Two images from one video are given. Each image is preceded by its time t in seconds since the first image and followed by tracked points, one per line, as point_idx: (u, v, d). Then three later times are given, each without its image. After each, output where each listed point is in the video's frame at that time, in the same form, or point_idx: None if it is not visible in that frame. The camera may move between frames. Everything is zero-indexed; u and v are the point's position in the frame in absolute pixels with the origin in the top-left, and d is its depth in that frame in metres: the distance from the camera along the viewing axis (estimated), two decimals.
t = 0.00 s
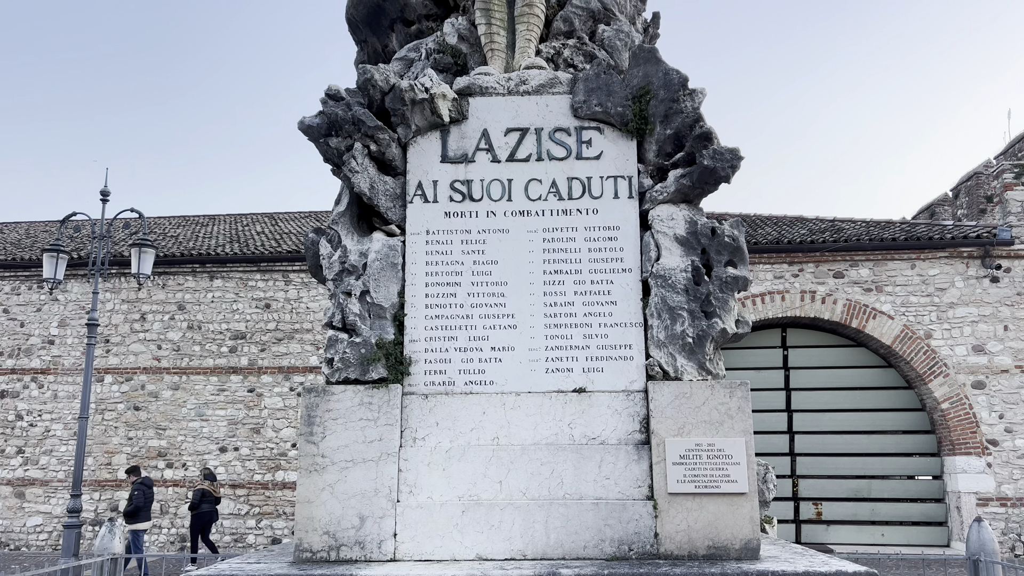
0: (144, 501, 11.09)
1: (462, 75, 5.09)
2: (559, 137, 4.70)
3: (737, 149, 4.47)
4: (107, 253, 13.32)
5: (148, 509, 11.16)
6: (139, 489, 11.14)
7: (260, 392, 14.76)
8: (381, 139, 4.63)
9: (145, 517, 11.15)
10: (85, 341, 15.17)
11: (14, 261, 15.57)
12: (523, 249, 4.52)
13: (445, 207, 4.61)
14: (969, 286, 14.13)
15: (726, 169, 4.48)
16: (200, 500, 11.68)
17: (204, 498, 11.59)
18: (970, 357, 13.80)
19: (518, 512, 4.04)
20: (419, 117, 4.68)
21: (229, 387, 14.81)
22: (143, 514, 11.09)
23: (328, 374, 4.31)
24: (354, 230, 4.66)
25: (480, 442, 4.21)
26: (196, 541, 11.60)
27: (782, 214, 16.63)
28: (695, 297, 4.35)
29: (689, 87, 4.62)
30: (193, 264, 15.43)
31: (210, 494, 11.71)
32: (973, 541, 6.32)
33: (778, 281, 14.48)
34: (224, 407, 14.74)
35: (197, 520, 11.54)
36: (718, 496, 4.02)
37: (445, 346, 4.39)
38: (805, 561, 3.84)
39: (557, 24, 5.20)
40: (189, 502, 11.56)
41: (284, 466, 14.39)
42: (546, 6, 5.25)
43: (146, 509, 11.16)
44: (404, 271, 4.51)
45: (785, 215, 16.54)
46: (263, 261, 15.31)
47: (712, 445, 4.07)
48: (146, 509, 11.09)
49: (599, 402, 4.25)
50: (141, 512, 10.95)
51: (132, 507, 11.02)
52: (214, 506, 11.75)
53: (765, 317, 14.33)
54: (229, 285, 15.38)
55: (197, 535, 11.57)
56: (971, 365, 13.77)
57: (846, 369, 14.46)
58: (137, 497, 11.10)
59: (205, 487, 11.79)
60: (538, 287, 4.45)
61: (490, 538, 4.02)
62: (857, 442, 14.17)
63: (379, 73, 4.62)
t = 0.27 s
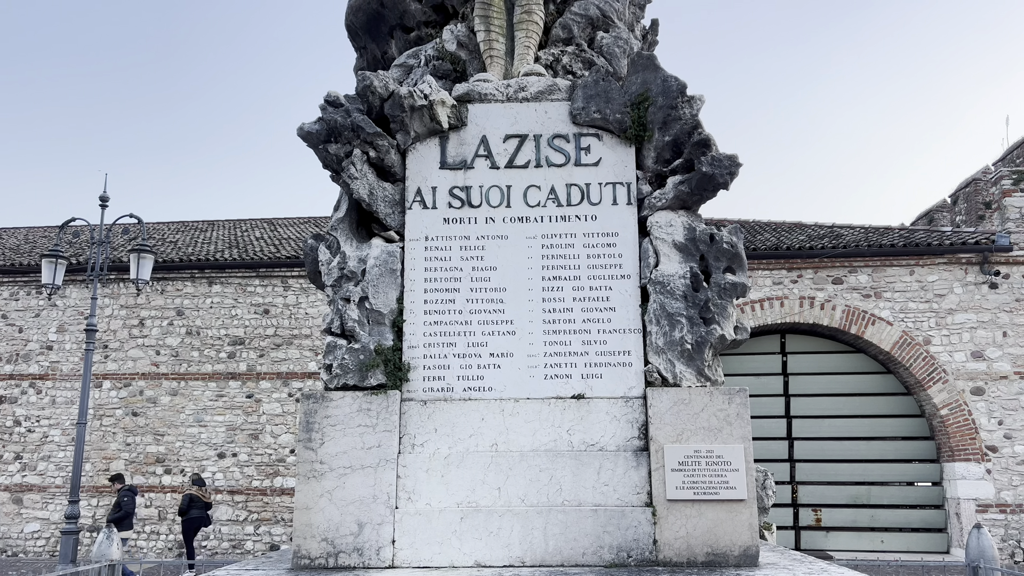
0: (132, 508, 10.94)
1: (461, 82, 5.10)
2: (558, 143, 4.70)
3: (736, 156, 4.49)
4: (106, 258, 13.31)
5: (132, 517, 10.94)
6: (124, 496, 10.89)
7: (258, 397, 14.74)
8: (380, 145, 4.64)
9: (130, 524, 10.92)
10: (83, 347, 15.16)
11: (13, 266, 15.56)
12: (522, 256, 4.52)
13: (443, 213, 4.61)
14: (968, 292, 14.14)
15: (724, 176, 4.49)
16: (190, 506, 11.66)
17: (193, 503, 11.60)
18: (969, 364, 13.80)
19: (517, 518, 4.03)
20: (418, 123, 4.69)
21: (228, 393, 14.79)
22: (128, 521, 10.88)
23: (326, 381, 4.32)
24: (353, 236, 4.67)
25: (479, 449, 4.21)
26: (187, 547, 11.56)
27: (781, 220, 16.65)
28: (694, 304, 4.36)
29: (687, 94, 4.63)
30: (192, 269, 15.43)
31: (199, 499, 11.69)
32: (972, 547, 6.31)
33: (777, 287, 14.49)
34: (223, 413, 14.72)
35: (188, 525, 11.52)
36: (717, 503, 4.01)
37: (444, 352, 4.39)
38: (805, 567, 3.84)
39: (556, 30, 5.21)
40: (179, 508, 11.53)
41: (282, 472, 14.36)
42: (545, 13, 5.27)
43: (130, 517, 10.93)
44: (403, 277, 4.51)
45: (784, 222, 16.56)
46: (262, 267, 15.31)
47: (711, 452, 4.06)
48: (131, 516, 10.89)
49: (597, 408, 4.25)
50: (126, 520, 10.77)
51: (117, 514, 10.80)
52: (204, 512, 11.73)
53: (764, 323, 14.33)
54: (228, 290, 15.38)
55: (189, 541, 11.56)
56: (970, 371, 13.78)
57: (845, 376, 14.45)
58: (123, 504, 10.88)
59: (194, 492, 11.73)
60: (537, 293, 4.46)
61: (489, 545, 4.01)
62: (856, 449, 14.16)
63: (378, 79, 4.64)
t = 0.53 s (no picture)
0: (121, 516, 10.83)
1: (461, 90, 5.12)
2: (557, 152, 4.72)
3: (734, 165, 4.50)
4: (105, 265, 13.31)
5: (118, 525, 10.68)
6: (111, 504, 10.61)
7: (257, 405, 14.72)
8: (380, 153, 4.65)
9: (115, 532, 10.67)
10: (82, 354, 15.14)
11: (11, 274, 15.56)
12: (521, 264, 4.53)
13: (443, 221, 4.62)
14: (966, 300, 14.16)
15: (723, 184, 4.50)
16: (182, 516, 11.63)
17: (184, 513, 11.56)
18: (968, 371, 13.81)
19: (516, 527, 4.03)
20: (417, 132, 4.71)
21: (226, 401, 14.77)
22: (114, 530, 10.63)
23: (325, 389, 4.32)
24: (352, 244, 4.68)
25: (478, 457, 4.20)
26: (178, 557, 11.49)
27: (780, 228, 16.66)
28: (693, 312, 4.36)
29: (686, 103, 4.65)
30: (191, 277, 15.42)
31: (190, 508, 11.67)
32: (972, 555, 6.31)
33: (776, 295, 14.49)
34: (222, 420, 14.69)
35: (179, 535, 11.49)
36: (716, 511, 4.01)
37: (443, 359, 4.39)
38: None
39: (554, 40, 5.23)
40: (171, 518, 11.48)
41: (281, 480, 14.32)
42: (544, 23, 5.29)
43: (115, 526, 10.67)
44: (402, 285, 4.52)
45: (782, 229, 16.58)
46: (261, 274, 15.31)
47: (710, 460, 4.06)
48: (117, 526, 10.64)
49: (596, 416, 4.25)
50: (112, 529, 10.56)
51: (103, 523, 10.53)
52: (194, 521, 11.71)
53: (763, 331, 14.32)
54: (227, 297, 15.37)
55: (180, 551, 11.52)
56: (969, 379, 13.78)
57: (844, 383, 14.44)
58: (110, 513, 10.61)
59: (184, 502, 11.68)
60: (536, 301, 4.46)
61: (488, 553, 4.00)
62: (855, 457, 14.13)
63: (378, 88, 4.66)
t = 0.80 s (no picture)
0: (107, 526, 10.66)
1: (461, 102, 5.14)
2: (556, 163, 4.73)
3: (732, 176, 4.51)
4: (104, 274, 13.30)
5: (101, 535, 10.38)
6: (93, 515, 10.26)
7: (255, 414, 14.69)
8: (379, 165, 4.66)
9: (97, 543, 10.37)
10: (80, 364, 15.12)
11: (10, 283, 15.56)
12: (520, 274, 4.53)
13: (442, 232, 4.63)
14: (965, 310, 14.18)
15: (721, 196, 4.51)
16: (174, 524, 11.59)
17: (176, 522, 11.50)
18: (967, 381, 13.81)
19: (515, 538, 4.02)
20: (417, 143, 4.72)
21: (225, 410, 14.74)
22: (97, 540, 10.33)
23: (324, 400, 4.32)
24: (352, 255, 4.69)
25: (477, 468, 4.20)
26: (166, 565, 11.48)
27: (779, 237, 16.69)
28: (692, 323, 4.37)
29: (684, 114, 4.67)
30: (190, 286, 15.42)
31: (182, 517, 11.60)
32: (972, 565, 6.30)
33: (775, 305, 14.50)
34: (220, 430, 14.66)
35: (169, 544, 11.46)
36: (715, 522, 4.01)
37: (442, 370, 4.39)
38: None
39: (553, 52, 5.25)
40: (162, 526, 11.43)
41: (279, 490, 14.28)
42: (544, 34, 5.31)
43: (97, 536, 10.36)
44: (401, 295, 4.52)
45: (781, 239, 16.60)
46: (260, 283, 15.31)
47: (709, 471, 4.06)
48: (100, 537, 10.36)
49: (596, 427, 4.25)
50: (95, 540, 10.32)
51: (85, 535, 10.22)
52: (185, 530, 11.69)
53: (762, 340, 14.32)
54: (226, 307, 15.36)
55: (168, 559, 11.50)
56: (968, 389, 13.79)
57: (843, 393, 14.41)
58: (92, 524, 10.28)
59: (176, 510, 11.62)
60: (536, 311, 4.46)
61: (487, 565, 4.00)
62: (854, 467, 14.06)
63: (378, 100, 4.68)
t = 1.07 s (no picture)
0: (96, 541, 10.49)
1: (460, 115, 5.16)
2: (556, 176, 4.75)
3: (731, 189, 4.53)
4: (103, 285, 13.28)
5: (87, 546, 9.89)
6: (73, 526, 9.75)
7: (253, 426, 14.65)
8: (379, 177, 4.68)
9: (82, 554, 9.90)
10: (78, 375, 15.09)
11: (9, 294, 15.55)
12: (519, 286, 4.54)
13: (442, 244, 4.64)
14: (964, 321, 14.20)
15: (720, 209, 4.52)
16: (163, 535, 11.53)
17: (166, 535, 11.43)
18: (966, 393, 13.82)
19: (514, 551, 4.01)
20: (417, 155, 4.74)
21: (223, 422, 14.71)
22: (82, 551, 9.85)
23: (323, 412, 4.33)
24: (352, 267, 4.70)
25: (475, 481, 4.19)
26: None
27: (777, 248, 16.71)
28: (690, 335, 4.37)
29: (683, 127, 4.69)
30: (189, 297, 15.42)
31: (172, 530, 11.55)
32: None
33: (773, 316, 14.51)
34: (218, 441, 14.62)
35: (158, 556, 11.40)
36: (715, 536, 4.00)
37: (441, 383, 4.39)
38: None
39: (552, 65, 5.28)
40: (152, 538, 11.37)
41: (277, 502, 14.23)
42: (543, 48, 5.34)
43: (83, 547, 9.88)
44: (401, 307, 4.53)
45: (779, 250, 16.63)
46: (258, 294, 15.31)
47: (708, 483, 4.06)
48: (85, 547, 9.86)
49: (595, 440, 4.24)
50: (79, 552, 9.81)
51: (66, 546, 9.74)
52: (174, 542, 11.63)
53: (761, 351, 14.29)
54: (225, 318, 15.35)
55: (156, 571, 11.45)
56: (967, 401, 13.79)
57: (842, 404, 14.34)
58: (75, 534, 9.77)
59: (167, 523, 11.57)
60: (535, 324, 4.47)
61: None
62: (853, 478, 13.93)
63: (378, 113, 4.71)
